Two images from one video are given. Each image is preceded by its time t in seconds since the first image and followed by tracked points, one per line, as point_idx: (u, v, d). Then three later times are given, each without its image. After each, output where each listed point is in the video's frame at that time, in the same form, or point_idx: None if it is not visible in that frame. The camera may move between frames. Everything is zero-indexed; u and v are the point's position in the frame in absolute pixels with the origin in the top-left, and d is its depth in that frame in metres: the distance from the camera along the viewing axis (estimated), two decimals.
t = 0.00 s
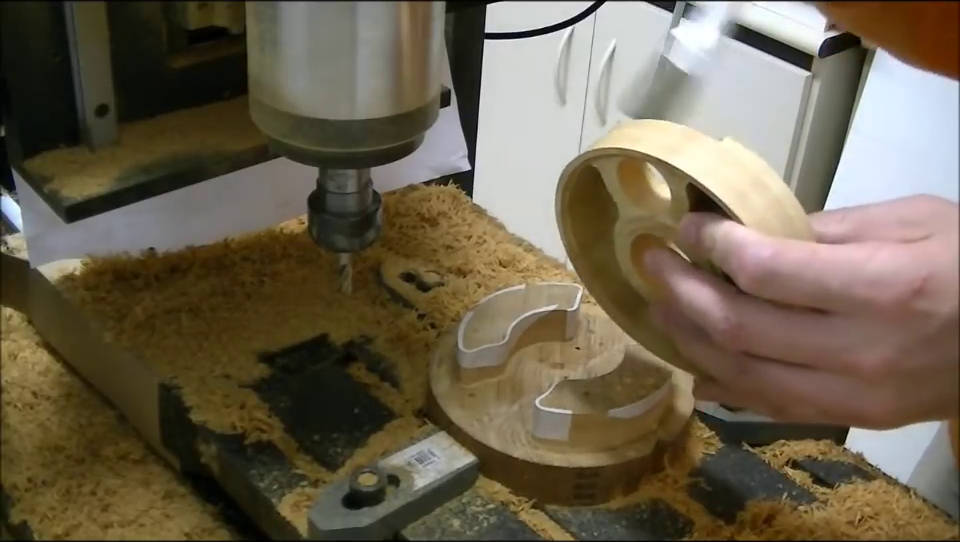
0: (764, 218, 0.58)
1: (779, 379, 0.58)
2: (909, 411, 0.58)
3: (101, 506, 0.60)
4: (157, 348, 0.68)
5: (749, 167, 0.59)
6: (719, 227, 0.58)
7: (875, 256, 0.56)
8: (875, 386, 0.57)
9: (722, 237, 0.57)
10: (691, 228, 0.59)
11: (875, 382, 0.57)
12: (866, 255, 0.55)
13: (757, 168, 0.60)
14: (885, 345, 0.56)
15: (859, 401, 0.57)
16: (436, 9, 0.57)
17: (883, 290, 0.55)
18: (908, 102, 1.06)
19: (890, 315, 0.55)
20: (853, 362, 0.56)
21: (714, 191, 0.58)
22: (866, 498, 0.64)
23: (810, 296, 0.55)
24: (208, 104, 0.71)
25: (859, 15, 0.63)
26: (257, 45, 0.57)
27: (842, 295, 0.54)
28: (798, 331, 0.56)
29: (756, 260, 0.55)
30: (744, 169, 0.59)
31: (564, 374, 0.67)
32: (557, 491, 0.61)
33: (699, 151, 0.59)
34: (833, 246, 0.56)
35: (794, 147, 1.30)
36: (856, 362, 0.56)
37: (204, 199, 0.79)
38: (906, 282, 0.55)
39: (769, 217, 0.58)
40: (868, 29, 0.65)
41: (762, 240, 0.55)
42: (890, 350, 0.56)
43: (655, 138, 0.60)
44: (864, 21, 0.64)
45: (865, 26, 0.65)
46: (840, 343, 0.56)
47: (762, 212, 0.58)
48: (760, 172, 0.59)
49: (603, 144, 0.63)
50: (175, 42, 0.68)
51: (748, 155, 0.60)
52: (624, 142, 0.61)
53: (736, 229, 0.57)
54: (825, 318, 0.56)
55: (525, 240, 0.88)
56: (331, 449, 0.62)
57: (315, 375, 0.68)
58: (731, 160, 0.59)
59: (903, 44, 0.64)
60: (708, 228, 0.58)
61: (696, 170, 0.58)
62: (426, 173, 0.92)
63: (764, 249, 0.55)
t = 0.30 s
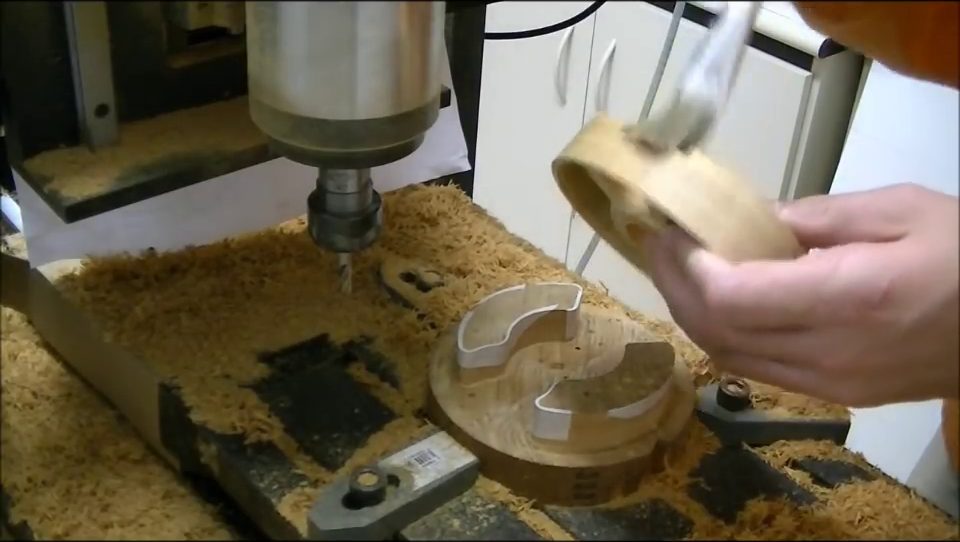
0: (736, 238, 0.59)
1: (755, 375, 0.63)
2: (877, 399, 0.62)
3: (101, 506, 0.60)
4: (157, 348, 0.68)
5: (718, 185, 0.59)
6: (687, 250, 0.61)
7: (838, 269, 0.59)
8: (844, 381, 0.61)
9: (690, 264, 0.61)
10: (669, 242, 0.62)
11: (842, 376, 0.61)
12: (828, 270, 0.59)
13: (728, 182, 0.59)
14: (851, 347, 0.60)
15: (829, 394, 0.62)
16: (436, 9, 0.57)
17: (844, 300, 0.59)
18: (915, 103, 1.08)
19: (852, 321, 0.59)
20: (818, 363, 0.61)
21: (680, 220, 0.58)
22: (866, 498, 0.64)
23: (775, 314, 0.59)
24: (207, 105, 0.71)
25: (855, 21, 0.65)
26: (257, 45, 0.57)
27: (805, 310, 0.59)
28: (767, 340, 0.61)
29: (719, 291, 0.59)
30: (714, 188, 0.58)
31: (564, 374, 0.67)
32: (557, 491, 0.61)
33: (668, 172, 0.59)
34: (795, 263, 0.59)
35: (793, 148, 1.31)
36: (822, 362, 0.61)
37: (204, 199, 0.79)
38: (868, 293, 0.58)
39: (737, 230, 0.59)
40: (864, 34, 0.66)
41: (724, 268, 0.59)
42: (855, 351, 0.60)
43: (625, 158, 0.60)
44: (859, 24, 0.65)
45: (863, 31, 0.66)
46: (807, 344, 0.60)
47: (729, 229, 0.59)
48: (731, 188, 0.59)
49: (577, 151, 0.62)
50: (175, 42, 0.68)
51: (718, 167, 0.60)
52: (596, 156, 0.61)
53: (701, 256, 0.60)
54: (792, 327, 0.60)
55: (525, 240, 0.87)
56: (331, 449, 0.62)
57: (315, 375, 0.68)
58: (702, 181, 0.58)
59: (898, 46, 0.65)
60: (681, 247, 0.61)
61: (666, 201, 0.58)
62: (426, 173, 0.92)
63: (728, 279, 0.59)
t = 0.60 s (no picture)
0: (723, 268, 0.61)
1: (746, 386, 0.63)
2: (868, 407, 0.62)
3: (101, 506, 0.60)
4: (157, 348, 0.68)
5: (699, 214, 0.60)
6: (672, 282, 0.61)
7: (818, 287, 0.59)
8: (830, 397, 0.61)
9: (674, 290, 0.61)
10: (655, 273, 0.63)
11: (830, 391, 0.61)
12: (808, 290, 0.59)
13: (712, 210, 0.60)
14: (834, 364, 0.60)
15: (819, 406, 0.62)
16: (436, 9, 0.57)
17: (824, 321, 0.59)
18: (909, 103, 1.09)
19: (833, 338, 0.59)
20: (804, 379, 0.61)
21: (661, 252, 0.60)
22: (866, 498, 0.64)
23: (757, 338, 0.60)
24: (207, 104, 0.71)
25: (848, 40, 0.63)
26: (257, 45, 0.57)
27: (785, 334, 0.59)
28: (753, 359, 0.61)
29: (704, 317, 0.60)
30: (696, 217, 0.59)
31: (564, 374, 0.67)
32: (557, 491, 0.61)
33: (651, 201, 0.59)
34: (776, 286, 0.59)
35: (794, 142, 1.30)
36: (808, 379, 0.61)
37: (204, 199, 0.79)
38: (847, 313, 0.58)
39: (723, 259, 0.61)
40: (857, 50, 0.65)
41: (707, 295, 0.60)
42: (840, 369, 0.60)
43: (606, 188, 0.60)
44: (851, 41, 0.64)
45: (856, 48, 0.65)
46: (791, 362, 0.60)
47: (714, 258, 0.60)
48: (712, 215, 0.60)
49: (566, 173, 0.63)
50: (175, 42, 0.68)
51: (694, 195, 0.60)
52: (584, 186, 0.61)
53: (685, 283, 0.61)
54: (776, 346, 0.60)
55: (525, 240, 0.87)
56: (332, 449, 0.62)
57: (316, 375, 0.68)
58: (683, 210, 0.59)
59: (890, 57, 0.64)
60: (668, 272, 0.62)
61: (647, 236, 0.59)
62: (426, 173, 0.92)
63: (711, 305, 0.60)
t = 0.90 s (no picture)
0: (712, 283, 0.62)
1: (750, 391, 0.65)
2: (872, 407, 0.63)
3: (101, 506, 0.60)
4: (157, 348, 0.68)
5: (681, 230, 0.60)
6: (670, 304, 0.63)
7: (812, 299, 0.59)
8: (832, 402, 0.62)
9: (670, 312, 0.63)
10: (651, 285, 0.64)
11: (833, 395, 0.62)
12: (803, 304, 0.59)
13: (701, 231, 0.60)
14: (832, 374, 0.61)
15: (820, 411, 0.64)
16: (436, 9, 0.57)
17: (821, 333, 0.59)
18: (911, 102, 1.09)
19: (830, 350, 0.60)
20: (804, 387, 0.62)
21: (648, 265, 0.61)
22: (866, 498, 0.64)
23: (755, 353, 0.61)
24: (207, 104, 0.71)
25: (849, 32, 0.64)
26: (257, 45, 0.57)
27: (782, 349, 0.60)
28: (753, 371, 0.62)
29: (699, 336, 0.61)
30: (680, 237, 0.60)
31: (564, 374, 0.67)
32: (557, 491, 0.61)
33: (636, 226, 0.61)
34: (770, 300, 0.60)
35: (794, 142, 1.30)
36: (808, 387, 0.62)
37: (204, 199, 0.79)
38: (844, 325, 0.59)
39: (714, 270, 0.61)
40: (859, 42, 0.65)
41: (700, 315, 0.61)
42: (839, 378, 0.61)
43: (594, 204, 0.62)
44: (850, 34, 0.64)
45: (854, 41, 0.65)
46: (791, 372, 0.61)
47: (707, 274, 0.61)
48: (700, 233, 0.60)
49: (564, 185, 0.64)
50: (175, 42, 0.68)
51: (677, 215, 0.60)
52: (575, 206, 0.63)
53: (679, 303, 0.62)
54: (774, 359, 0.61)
55: (525, 240, 0.88)
56: (331, 449, 0.62)
57: (316, 375, 0.68)
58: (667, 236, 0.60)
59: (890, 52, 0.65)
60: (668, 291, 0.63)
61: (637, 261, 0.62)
62: (426, 173, 0.92)
63: (704, 326, 0.61)
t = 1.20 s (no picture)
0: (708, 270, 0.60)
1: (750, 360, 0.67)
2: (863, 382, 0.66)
3: (101, 506, 0.60)
4: (157, 348, 0.68)
5: (669, 225, 0.58)
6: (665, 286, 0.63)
7: (813, 287, 0.61)
8: (826, 377, 0.66)
9: (667, 294, 0.64)
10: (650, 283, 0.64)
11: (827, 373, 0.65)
12: (801, 293, 0.61)
13: (683, 220, 0.58)
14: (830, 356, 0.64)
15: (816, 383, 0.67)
16: (436, 9, 0.57)
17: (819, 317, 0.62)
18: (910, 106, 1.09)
19: (827, 333, 0.63)
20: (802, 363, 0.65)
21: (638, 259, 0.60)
22: (866, 498, 0.64)
23: (754, 336, 0.63)
24: (208, 105, 0.71)
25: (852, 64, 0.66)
26: (257, 45, 0.57)
27: (781, 331, 0.63)
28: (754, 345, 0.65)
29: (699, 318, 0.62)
30: (666, 228, 0.58)
31: (564, 373, 0.67)
32: (557, 491, 0.61)
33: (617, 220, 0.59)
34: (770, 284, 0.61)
35: (794, 142, 1.31)
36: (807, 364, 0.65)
37: (204, 200, 0.79)
38: (841, 311, 0.62)
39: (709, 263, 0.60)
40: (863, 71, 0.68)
41: (700, 300, 0.62)
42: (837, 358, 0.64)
43: (581, 206, 0.60)
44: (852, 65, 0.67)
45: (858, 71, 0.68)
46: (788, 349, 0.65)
47: (697, 263, 0.59)
48: (683, 224, 0.58)
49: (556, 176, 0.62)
50: (175, 42, 0.68)
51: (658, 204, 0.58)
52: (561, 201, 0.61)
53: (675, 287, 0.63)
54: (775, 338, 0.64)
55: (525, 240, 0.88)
56: (331, 449, 0.62)
57: (316, 375, 0.68)
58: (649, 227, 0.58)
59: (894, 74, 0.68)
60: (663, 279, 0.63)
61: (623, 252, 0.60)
62: (426, 173, 0.92)
63: (704, 310, 0.62)
